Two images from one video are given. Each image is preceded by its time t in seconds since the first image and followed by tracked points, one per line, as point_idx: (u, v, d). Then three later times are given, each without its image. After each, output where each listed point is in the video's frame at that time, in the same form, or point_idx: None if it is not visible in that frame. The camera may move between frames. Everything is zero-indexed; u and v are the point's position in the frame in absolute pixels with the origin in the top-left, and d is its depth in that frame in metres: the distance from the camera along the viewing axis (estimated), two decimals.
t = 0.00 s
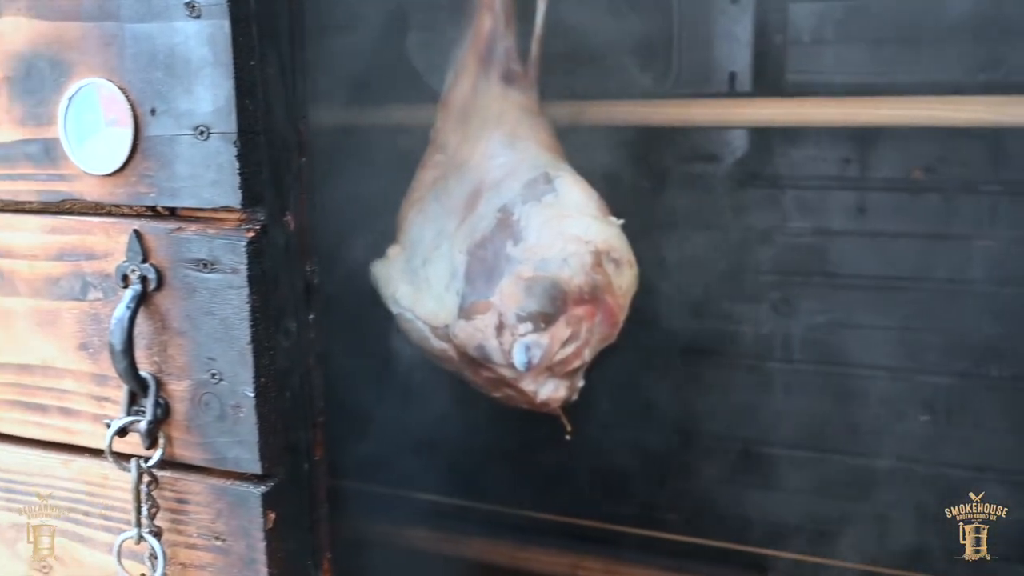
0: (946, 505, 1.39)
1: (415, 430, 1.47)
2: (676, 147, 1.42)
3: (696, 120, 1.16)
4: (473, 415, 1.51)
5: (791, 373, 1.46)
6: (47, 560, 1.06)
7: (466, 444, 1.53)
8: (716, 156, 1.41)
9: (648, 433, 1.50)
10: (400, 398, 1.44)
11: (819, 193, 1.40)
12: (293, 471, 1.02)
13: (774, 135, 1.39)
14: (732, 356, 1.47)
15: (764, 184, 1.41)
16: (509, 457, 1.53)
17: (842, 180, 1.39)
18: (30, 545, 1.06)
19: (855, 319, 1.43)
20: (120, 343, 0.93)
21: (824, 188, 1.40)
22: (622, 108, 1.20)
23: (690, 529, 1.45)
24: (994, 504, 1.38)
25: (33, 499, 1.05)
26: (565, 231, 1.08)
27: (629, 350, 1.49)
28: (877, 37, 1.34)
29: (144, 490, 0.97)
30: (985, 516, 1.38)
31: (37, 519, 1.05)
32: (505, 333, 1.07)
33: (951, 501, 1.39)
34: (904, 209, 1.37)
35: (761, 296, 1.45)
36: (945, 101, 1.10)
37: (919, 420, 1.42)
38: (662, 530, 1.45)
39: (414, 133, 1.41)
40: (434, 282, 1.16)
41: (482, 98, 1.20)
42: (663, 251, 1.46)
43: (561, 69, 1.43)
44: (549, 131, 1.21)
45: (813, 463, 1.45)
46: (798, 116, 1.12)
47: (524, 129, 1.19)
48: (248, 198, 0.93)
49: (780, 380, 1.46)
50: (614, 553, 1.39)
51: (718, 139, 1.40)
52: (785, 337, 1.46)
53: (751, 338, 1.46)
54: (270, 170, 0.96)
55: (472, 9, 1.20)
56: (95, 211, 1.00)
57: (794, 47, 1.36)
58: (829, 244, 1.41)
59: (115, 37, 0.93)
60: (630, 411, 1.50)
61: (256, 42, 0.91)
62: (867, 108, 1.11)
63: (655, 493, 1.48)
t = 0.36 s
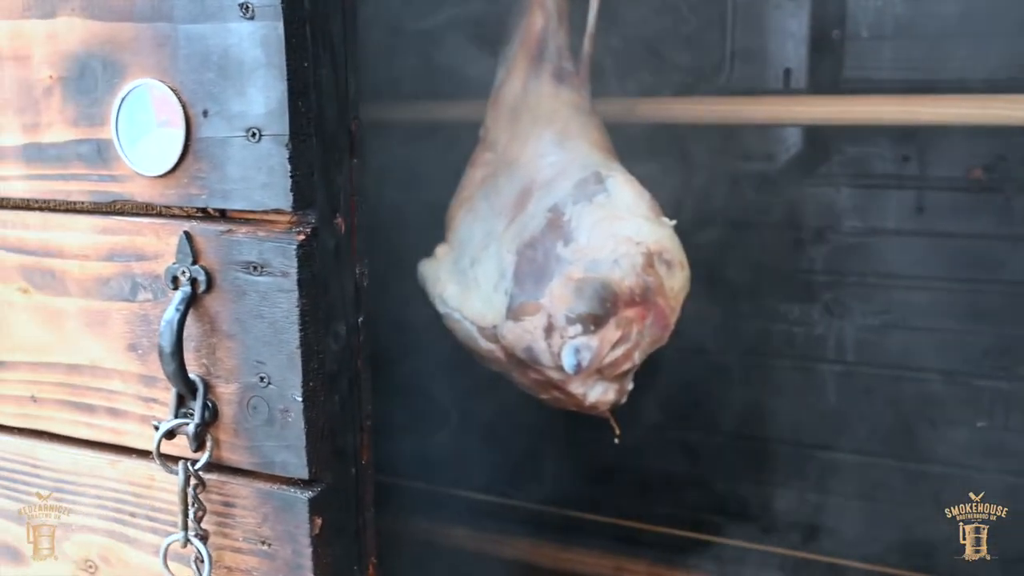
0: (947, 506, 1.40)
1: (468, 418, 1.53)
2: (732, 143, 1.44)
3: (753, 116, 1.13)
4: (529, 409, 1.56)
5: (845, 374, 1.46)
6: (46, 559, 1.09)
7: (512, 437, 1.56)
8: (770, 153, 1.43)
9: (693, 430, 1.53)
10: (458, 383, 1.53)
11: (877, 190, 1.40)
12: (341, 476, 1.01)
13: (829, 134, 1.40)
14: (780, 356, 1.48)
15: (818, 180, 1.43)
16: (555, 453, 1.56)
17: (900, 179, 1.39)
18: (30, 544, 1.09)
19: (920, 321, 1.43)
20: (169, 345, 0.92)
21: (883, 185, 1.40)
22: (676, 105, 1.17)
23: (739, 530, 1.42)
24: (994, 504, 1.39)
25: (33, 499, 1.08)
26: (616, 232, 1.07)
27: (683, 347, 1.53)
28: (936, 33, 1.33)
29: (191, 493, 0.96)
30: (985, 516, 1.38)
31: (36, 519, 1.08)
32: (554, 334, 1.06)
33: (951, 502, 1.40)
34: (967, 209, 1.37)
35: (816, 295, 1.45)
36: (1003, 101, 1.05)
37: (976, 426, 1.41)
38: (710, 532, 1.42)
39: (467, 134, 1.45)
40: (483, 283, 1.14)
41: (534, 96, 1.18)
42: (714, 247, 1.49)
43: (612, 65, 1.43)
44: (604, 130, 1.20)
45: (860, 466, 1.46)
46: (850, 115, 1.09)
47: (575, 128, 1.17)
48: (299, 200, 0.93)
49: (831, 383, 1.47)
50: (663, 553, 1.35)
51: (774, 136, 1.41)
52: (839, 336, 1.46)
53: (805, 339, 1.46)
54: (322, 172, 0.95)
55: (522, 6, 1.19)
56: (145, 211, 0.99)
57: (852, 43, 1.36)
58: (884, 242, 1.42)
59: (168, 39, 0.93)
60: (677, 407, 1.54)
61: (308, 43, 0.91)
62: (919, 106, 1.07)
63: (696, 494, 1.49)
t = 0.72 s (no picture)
0: (947, 506, 1.39)
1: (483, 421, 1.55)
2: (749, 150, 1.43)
3: (766, 126, 1.12)
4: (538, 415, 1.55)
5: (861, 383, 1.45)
6: (45, 560, 1.10)
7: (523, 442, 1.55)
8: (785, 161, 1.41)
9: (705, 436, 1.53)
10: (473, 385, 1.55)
11: (889, 199, 1.39)
12: (349, 487, 1.01)
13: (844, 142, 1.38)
14: (792, 364, 1.49)
15: (832, 190, 1.41)
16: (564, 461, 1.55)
17: (914, 187, 1.37)
18: (31, 545, 1.11)
19: (935, 330, 1.41)
20: (178, 355, 0.93)
21: (897, 193, 1.38)
22: (691, 113, 1.17)
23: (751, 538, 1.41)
24: (995, 504, 1.38)
25: (33, 500, 1.10)
26: (628, 241, 1.06)
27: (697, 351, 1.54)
28: (952, 40, 1.30)
29: (199, 502, 0.97)
30: (985, 516, 1.37)
31: (36, 519, 1.10)
32: (565, 343, 1.05)
33: (951, 502, 1.39)
34: (985, 218, 1.35)
35: (828, 304, 1.45)
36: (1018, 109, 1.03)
37: (992, 435, 1.40)
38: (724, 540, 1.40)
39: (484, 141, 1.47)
40: (495, 290, 1.13)
41: (547, 106, 1.18)
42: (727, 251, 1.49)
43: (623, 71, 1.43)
44: (617, 140, 1.20)
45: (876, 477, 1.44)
46: (865, 125, 1.08)
47: (587, 137, 1.17)
48: (309, 212, 0.93)
49: (845, 391, 1.46)
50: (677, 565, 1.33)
51: (787, 144, 1.40)
52: (853, 345, 1.45)
53: (817, 345, 1.47)
54: (332, 183, 0.95)
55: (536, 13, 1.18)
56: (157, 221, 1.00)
57: (865, 51, 1.34)
58: (898, 251, 1.40)
59: (182, 50, 0.94)
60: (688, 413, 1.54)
61: (320, 57, 0.92)
62: (933, 113, 1.05)
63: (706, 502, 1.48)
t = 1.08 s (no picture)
0: (946, 506, 1.34)
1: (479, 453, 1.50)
2: (756, 185, 1.35)
3: (773, 162, 1.11)
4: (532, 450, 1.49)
5: (871, 420, 1.36)
6: (45, 561, 1.09)
7: (519, 475, 1.50)
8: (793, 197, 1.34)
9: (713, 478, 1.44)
10: (470, 418, 1.50)
11: (900, 236, 1.31)
12: (346, 524, 1.00)
13: (854, 178, 1.30)
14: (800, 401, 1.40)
15: (841, 226, 1.33)
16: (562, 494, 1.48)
17: (923, 224, 1.30)
18: (31, 546, 1.10)
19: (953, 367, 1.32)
20: (176, 392, 0.92)
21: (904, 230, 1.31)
22: (697, 149, 1.14)
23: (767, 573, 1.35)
24: (995, 504, 1.32)
25: (34, 500, 1.09)
26: (632, 278, 1.05)
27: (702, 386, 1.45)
28: (960, 79, 1.23)
29: (195, 540, 0.97)
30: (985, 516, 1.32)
31: (37, 519, 1.09)
32: (569, 380, 1.04)
33: (950, 502, 1.34)
34: (995, 259, 1.28)
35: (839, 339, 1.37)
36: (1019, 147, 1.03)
37: (1002, 474, 1.32)
38: None
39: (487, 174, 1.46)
40: (499, 327, 1.12)
41: (552, 142, 1.17)
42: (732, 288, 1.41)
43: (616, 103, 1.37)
44: (623, 176, 1.17)
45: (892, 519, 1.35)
46: (870, 162, 1.07)
47: (593, 174, 1.15)
48: (307, 250, 0.92)
49: (856, 428, 1.37)
50: None
51: (794, 179, 1.32)
52: (863, 383, 1.36)
53: (827, 382, 1.38)
54: (331, 221, 0.95)
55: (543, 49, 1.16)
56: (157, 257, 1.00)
57: (873, 88, 1.27)
58: (909, 288, 1.33)
59: (182, 89, 0.95)
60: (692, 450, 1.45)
61: (319, 95, 0.92)
62: (934, 151, 1.04)
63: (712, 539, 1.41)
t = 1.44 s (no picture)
0: (946, 507, 1.32)
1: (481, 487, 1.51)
2: (756, 225, 1.34)
3: (772, 201, 1.11)
4: (532, 485, 1.49)
5: (872, 458, 1.35)
6: (43, 560, 1.09)
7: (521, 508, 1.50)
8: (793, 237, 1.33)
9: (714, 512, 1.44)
10: (471, 450, 1.51)
11: (901, 276, 1.29)
12: (341, 565, 1.00)
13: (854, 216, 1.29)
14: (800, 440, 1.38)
15: (842, 265, 1.31)
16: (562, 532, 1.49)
17: (922, 264, 1.27)
18: (31, 544, 1.10)
19: (953, 408, 1.29)
20: (173, 433, 0.93)
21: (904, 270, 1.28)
22: (693, 187, 1.15)
23: None
24: (996, 504, 1.29)
25: (34, 497, 1.09)
26: (630, 318, 1.04)
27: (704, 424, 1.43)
28: (957, 121, 1.22)
29: None
30: (985, 516, 1.29)
31: (38, 518, 1.09)
32: (568, 420, 1.03)
33: (949, 502, 1.31)
34: (997, 301, 1.24)
35: (840, 378, 1.34)
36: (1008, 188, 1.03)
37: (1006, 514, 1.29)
38: None
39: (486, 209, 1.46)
40: (499, 365, 1.12)
41: (551, 183, 1.17)
42: (734, 326, 1.39)
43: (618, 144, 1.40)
44: (621, 216, 1.17)
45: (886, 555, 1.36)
46: (869, 204, 1.07)
47: (592, 214, 1.14)
48: (304, 291, 0.93)
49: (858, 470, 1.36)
50: None
51: (794, 220, 1.31)
52: (864, 421, 1.34)
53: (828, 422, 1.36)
54: (328, 263, 0.96)
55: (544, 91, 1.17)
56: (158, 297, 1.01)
57: (873, 128, 1.26)
58: (910, 328, 1.30)
59: (184, 132, 0.96)
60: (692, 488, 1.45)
61: (318, 139, 0.93)
62: (933, 194, 1.05)
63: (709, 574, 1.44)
